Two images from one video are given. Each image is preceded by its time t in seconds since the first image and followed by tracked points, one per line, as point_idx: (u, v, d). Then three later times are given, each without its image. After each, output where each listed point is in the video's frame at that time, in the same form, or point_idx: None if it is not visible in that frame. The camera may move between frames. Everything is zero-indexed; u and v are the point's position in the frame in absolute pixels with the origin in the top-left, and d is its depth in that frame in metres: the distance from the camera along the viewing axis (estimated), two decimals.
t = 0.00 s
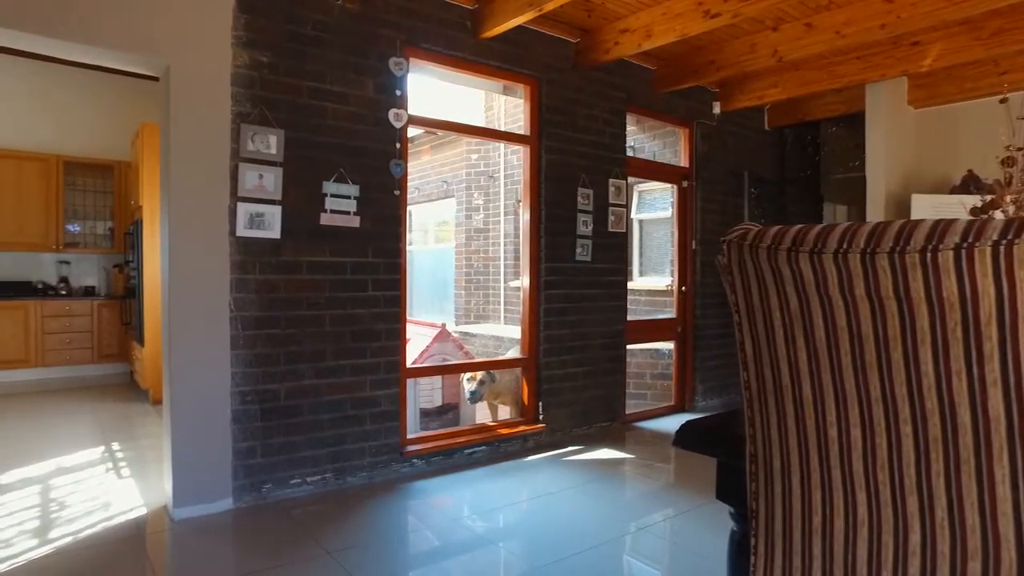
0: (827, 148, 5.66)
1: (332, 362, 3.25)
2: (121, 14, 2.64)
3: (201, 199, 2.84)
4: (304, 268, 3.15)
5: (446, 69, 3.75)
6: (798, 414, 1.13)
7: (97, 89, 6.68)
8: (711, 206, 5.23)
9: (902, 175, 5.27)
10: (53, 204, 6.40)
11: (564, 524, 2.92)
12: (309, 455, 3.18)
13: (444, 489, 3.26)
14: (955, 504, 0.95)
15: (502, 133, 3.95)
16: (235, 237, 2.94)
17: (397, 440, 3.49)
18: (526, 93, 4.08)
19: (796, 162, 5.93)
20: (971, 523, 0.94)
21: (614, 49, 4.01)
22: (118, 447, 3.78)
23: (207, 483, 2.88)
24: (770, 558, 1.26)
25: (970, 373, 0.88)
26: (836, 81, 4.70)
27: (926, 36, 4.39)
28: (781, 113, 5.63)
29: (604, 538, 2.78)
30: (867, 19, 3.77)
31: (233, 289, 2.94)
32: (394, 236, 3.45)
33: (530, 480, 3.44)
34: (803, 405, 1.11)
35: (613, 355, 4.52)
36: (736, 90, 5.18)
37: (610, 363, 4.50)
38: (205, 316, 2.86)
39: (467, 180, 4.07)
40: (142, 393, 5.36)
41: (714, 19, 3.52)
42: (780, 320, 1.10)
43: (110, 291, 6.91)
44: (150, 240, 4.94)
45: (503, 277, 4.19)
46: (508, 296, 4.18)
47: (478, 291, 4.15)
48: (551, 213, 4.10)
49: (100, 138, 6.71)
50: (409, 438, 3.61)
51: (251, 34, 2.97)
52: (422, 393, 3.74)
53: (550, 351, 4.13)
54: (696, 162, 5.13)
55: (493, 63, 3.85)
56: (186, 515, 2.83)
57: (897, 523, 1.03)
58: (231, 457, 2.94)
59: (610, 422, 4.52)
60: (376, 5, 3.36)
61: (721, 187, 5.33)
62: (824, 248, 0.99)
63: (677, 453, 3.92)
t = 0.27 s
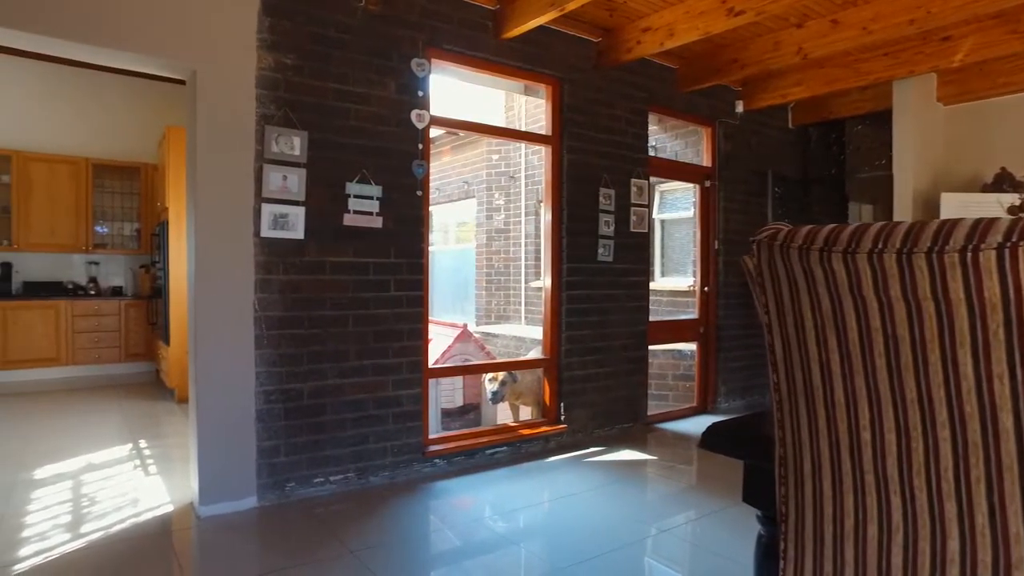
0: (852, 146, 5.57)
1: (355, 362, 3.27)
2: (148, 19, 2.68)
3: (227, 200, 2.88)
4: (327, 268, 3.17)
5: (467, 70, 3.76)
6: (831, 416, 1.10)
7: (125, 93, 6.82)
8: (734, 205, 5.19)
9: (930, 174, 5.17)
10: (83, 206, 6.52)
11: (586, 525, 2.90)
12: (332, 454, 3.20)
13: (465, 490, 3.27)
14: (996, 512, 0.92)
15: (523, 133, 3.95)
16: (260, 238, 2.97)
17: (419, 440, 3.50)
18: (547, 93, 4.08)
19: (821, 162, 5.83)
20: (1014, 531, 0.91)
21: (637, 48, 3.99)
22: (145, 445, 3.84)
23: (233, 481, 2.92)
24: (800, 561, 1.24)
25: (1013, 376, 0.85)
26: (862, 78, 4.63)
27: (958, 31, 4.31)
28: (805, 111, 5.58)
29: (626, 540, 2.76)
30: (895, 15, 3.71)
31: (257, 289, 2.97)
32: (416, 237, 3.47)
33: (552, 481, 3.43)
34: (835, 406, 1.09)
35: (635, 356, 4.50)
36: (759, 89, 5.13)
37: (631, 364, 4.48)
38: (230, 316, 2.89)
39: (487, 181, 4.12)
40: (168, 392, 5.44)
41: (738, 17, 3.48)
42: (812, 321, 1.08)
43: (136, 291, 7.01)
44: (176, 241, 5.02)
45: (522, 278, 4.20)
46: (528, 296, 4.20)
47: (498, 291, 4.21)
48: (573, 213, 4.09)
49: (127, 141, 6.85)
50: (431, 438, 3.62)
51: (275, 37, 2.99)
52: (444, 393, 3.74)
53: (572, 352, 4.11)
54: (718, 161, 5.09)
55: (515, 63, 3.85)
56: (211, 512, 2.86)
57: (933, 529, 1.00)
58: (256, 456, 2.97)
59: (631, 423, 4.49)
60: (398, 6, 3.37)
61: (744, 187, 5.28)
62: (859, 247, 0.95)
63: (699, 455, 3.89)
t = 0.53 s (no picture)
0: (880, 145, 5.48)
1: (379, 362, 3.29)
2: (177, 22, 2.73)
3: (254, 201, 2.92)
4: (351, 268, 3.19)
5: (490, 70, 3.76)
6: (867, 419, 1.05)
7: (153, 97, 6.93)
8: (759, 204, 5.13)
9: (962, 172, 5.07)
10: (113, 208, 6.64)
11: (609, 526, 2.90)
12: (356, 453, 3.22)
13: (488, 489, 3.27)
14: None
15: (546, 133, 3.94)
16: (286, 238, 3.00)
17: (442, 439, 3.51)
18: (570, 92, 4.07)
19: (847, 161, 5.72)
20: None
21: (661, 46, 3.96)
22: (172, 442, 3.89)
23: (260, 479, 2.95)
24: (833, 567, 1.19)
25: None
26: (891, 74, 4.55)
27: (993, 24, 4.17)
28: (831, 109, 5.52)
29: (650, 541, 2.75)
30: (927, 9, 3.64)
31: (283, 289, 3.00)
32: (439, 237, 3.48)
33: (575, 482, 3.42)
34: (872, 410, 1.04)
35: (658, 357, 4.47)
36: (785, 87, 5.07)
37: (655, 364, 4.45)
38: (241, 316, 2.89)
39: (510, 181, 4.08)
40: (195, 390, 5.51)
41: (764, 14, 3.44)
42: (847, 322, 1.02)
43: (164, 291, 7.11)
44: (203, 242, 5.09)
45: (543, 279, 4.19)
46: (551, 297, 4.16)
47: (520, 291, 4.16)
48: (597, 213, 4.07)
49: (155, 144, 6.96)
50: (455, 438, 3.63)
51: (300, 39, 3.02)
52: (466, 393, 3.75)
53: (595, 352, 4.10)
54: (743, 160, 5.04)
55: (538, 62, 3.84)
56: (237, 510, 2.89)
57: (975, 538, 0.95)
58: (281, 454, 3.00)
59: (655, 424, 4.46)
60: (422, 7, 3.39)
61: (769, 186, 5.22)
62: (897, 246, 0.90)
63: (724, 457, 3.85)
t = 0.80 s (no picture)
0: (910, 142, 5.38)
1: (404, 362, 3.30)
2: (206, 25, 2.76)
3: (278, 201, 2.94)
4: (377, 268, 3.21)
5: (514, 70, 3.76)
6: (906, 425, 0.97)
7: (181, 100, 7.05)
8: (785, 204, 5.07)
9: (998, 168, 4.94)
10: (143, 210, 6.76)
11: (632, 527, 2.88)
12: (381, 452, 3.24)
13: (511, 490, 3.27)
14: None
15: (570, 132, 3.93)
16: (311, 238, 3.03)
17: (466, 439, 3.51)
18: (594, 92, 4.06)
19: (875, 159, 5.65)
20: None
21: (686, 45, 3.93)
22: (200, 440, 3.94)
23: (286, 477, 2.98)
24: None
25: None
26: (922, 70, 4.46)
27: None
28: (859, 107, 5.46)
29: (675, 544, 2.72)
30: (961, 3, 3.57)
31: (308, 289, 3.02)
32: (464, 237, 3.48)
33: (599, 483, 3.40)
34: (912, 417, 0.96)
35: (683, 357, 4.43)
36: (812, 84, 5.00)
37: (679, 365, 4.41)
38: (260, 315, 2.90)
39: (533, 181, 4.14)
40: (220, 389, 5.58)
41: (793, 10, 3.40)
42: (885, 323, 0.94)
43: (191, 291, 7.21)
44: (230, 242, 5.15)
45: (565, 279, 4.24)
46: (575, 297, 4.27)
47: (543, 292, 4.22)
48: (621, 213, 4.05)
49: (183, 147, 7.08)
50: (479, 438, 3.64)
51: (327, 41, 3.04)
52: (490, 393, 3.75)
53: (620, 353, 4.08)
54: (768, 159, 4.98)
55: (562, 62, 3.83)
56: (264, 508, 2.92)
57: None
58: (306, 453, 3.03)
59: (679, 425, 4.43)
60: (446, 8, 3.39)
61: (795, 185, 5.16)
62: (938, 246, 0.82)
63: (750, 460, 3.81)
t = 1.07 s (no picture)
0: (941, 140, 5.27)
1: (429, 361, 3.32)
2: (235, 29, 2.81)
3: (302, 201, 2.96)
4: (402, 268, 3.23)
5: (538, 70, 3.76)
6: (946, 429, 0.91)
7: (209, 103, 7.15)
8: (812, 203, 5.00)
9: None
10: (172, 212, 6.87)
11: (656, 529, 2.86)
12: (406, 451, 3.26)
13: (535, 490, 3.27)
14: None
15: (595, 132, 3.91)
16: (337, 238, 3.05)
17: (490, 439, 3.52)
18: (619, 91, 4.04)
19: (906, 157, 5.56)
20: None
21: (711, 43, 3.90)
22: (227, 438, 4.00)
23: (311, 475, 3.00)
24: None
25: None
26: (957, 65, 4.31)
27: None
28: (890, 102, 5.40)
29: (699, 547, 2.69)
30: None
31: (334, 289, 3.05)
32: (489, 237, 3.49)
33: (623, 484, 3.38)
34: (951, 426, 0.90)
35: (708, 358, 4.39)
36: (841, 81, 4.93)
37: (704, 366, 4.37)
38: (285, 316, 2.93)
39: (556, 181, 4.15)
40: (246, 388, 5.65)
41: (822, 6, 3.36)
42: (924, 323, 0.89)
43: (218, 291, 7.32)
44: (256, 243, 5.20)
45: (591, 279, 4.28)
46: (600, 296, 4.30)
47: (567, 292, 4.25)
48: (646, 212, 4.02)
49: (211, 149, 7.17)
50: (503, 438, 3.64)
51: (353, 43, 3.07)
52: (514, 393, 3.76)
53: (644, 353, 4.05)
54: (795, 158, 4.92)
55: (587, 62, 3.82)
56: (290, 505, 2.96)
57: None
58: (332, 452, 3.05)
59: (705, 427, 4.39)
60: (471, 9, 3.40)
61: (822, 184, 5.09)
62: (982, 245, 0.77)
63: (776, 462, 3.76)
